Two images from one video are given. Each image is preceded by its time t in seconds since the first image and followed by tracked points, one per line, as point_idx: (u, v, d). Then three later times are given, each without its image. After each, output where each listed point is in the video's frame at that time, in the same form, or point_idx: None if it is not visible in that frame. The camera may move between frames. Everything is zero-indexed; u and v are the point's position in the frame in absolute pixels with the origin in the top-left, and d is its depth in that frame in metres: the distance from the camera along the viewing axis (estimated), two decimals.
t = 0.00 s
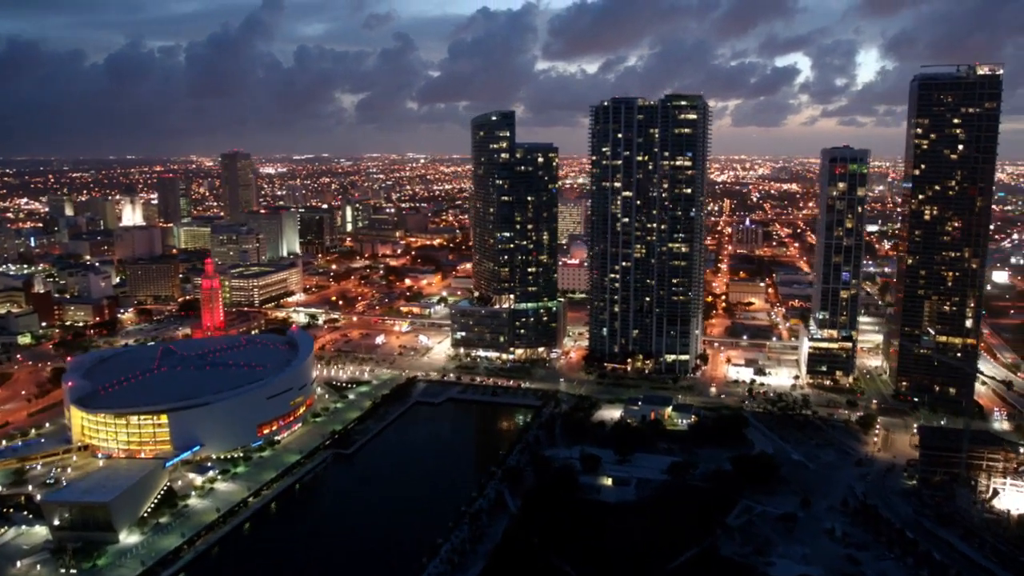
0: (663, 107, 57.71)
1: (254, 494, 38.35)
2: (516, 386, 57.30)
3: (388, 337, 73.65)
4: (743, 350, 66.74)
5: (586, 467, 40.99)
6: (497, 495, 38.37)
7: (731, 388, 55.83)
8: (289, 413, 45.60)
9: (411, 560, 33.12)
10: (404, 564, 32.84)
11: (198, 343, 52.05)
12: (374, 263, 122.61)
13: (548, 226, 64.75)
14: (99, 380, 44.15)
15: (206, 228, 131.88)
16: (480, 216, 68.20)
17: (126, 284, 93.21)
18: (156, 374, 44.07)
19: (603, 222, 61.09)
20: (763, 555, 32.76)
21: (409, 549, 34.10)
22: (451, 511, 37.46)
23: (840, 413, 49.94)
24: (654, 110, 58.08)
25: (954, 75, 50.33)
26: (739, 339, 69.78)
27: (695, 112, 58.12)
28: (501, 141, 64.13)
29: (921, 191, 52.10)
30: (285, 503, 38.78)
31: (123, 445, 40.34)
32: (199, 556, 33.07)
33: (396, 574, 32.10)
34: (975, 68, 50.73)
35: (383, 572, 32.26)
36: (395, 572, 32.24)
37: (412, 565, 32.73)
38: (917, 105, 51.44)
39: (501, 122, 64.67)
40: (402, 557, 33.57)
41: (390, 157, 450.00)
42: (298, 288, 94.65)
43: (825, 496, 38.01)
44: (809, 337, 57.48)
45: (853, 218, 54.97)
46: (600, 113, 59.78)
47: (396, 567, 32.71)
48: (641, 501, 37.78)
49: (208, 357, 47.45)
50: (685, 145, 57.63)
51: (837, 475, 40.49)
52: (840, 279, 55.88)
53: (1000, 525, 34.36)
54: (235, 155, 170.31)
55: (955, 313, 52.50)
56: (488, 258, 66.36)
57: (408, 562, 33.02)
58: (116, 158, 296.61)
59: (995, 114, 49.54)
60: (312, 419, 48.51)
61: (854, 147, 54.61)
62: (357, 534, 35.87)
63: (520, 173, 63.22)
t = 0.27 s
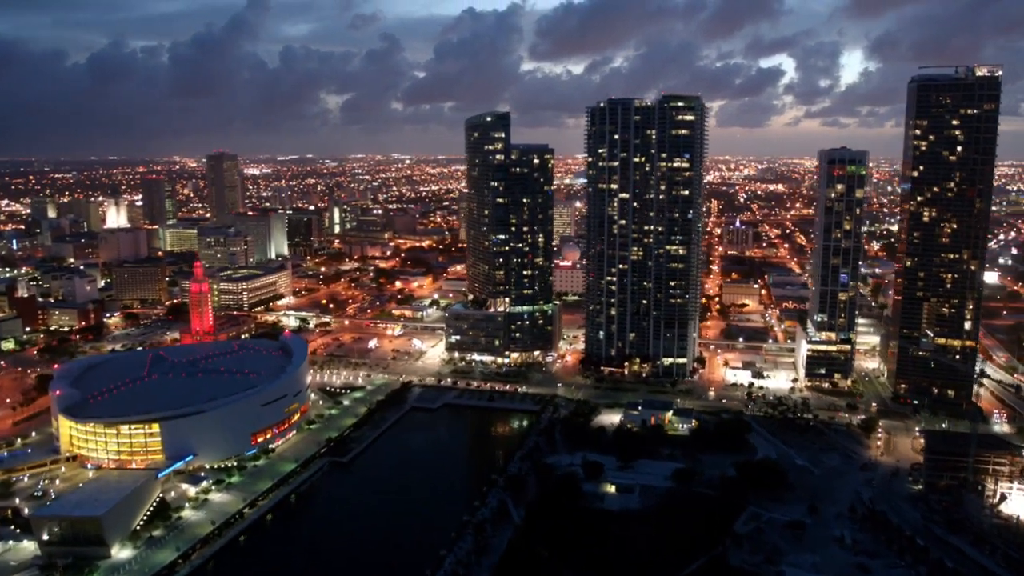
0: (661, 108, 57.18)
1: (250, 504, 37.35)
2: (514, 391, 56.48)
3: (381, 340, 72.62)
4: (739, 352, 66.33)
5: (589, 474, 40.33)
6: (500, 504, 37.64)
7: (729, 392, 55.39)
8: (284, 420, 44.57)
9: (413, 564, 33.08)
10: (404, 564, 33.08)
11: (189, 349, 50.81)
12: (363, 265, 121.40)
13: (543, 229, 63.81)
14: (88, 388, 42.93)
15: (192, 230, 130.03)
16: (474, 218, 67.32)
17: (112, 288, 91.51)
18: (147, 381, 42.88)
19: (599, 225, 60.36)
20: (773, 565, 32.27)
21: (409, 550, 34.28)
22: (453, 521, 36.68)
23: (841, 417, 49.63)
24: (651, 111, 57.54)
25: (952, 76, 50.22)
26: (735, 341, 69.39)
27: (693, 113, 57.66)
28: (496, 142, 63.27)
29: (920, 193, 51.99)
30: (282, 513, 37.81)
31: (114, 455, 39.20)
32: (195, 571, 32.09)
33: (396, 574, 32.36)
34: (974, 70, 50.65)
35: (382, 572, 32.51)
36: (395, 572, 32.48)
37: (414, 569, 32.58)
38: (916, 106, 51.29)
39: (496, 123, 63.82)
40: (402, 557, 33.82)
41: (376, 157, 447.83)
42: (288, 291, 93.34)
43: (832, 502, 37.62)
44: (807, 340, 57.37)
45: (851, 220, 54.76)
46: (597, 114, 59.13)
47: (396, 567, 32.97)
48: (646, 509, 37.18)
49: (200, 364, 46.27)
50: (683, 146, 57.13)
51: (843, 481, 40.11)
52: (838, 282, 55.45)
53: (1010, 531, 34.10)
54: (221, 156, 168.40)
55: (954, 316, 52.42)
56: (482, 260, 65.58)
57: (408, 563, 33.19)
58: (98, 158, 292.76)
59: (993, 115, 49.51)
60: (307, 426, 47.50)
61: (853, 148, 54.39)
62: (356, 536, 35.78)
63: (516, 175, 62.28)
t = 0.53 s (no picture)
0: (657, 109, 56.67)
1: (245, 516, 36.34)
2: (511, 396, 55.65)
3: (373, 344, 71.61)
4: (735, 355, 65.94)
5: (591, 481, 39.67)
6: (502, 513, 36.93)
7: (728, 396, 54.98)
8: (278, 428, 43.56)
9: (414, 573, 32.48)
10: (404, 564, 33.21)
11: (179, 355, 49.70)
12: (352, 268, 120.21)
13: (539, 231, 63.00)
14: (76, 396, 41.79)
15: (178, 233, 128.34)
16: (468, 220, 66.49)
17: (97, 292, 89.87)
18: (137, 389, 41.80)
19: (595, 227, 59.68)
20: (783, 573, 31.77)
21: (407, 551, 34.30)
22: (454, 531, 35.90)
23: (842, 421, 49.32)
24: (648, 112, 57.01)
25: (951, 78, 50.20)
26: (731, 344, 69.03)
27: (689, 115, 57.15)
28: (491, 143, 62.16)
29: (918, 195, 52.05)
30: (278, 524, 36.82)
31: (104, 465, 38.08)
32: None
33: None
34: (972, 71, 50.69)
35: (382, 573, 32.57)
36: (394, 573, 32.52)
37: (414, 570, 32.59)
38: (914, 108, 51.29)
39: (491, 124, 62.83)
40: (402, 557, 33.93)
41: (361, 159, 445.78)
42: (277, 294, 92.10)
43: (838, 508, 37.19)
44: (805, 343, 57.25)
45: (849, 222, 54.61)
46: (592, 115, 58.50)
47: (396, 567, 33.09)
48: (651, 516, 36.57)
49: (191, 371, 45.18)
50: (680, 148, 56.61)
51: (847, 486, 39.75)
52: (836, 284, 55.39)
53: (1019, 536, 33.83)
54: (206, 158, 166.72)
55: (952, 318, 52.37)
56: (476, 263, 64.78)
57: (408, 564, 33.26)
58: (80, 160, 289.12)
59: (992, 117, 49.55)
60: (301, 434, 46.50)
61: (851, 150, 54.27)
62: (355, 539, 35.66)
63: (511, 177, 61.46)
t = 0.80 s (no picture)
0: (654, 111, 55.97)
1: (241, 530, 35.20)
2: (508, 403, 54.42)
3: (364, 350, 70.42)
4: (731, 358, 65.50)
5: (594, 490, 38.89)
6: (506, 525, 36.11)
7: (726, 400, 54.50)
8: (272, 438, 42.40)
9: None
10: (405, 566, 33.26)
11: (168, 364, 48.35)
12: (339, 271, 118.79)
13: (533, 234, 62.10)
14: (62, 407, 40.40)
15: (160, 236, 126.13)
16: (460, 223, 65.51)
17: (79, 297, 87.91)
18: (126, 399, 40.46)
19: (591, 231, 58.93)
20: None
21: (408, 554, 34.32)
22: (458, 544, 35.00)
23: (842, 425, 49.00)
24: (644, 114, 56.38)
25: (948, 80, 50.17)
26: (726, 347, 68.66)
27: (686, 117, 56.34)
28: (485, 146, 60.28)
29: (916, 198, 51.96)
30: (275, 538, 35.71)
31: (93, 479, 36.77)
32: None
33: None
34: (969, 74, 50.71)
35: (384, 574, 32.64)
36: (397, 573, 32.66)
37: None
38: (912, 110, 51.21)
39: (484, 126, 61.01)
40: (402, 560, 33.95)
41: (344, 160, 442.84)
42: (263, 299, 90.61)
43: (846, 515, 36.74)
44: (802, 346, 56.97)
45: (846, 225, 54.39)
46: (588, 116, 57.79)
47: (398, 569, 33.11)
48: (658, 526, 35.90)
49: (181, 379, 43.89)
50: (677, 150, 55.99)
51: (853, 492, 39.37)
52: (834, 287, 55.15)
53: None
54: (189, 159, 164.49)
55: (950, 320, 52.32)
56: (469, 267, 63.55)
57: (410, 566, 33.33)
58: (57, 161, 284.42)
59: (989, 120, 49.59)
60: (295, 443, 45.34)
61: (848, 152, 54.10)
62: (353, 543, 35.43)
63: (505, 180, 60.14)
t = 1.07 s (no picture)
0: (652, 112, 55.52)
1: (238, 541, 34.23)
2: (505, 406, 53.85)
3: (357, 353, 69.46)
4: (727, 361, 65.16)
5: (597, 496, 38.26)
6: (510, 533, 35.42)
7: (725, 403, 54.11)
8: (267, 445, 41.44)
9: None
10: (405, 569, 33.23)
11: (158, 370, 47.24)
12: (328, 273, 117.58)
13: (529, 236, 61.34)
14: (50, 416, 39.25)
15: (145, 238, 124.37)
16: (455, 225, 64.75)
17: (64, 300, 86.30)
18: (116, 407, 39.38)
19: (587, 233, 58.31)
20: None
21: (408, 555, 34.38)
22: (461, 553, 34.24)
23: (843, 428, 48.75)
24: (642, 114, 55.92)
25: (946, 81, 50.20)
26: (722, 349, 68.36)
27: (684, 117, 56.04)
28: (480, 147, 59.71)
29: (914, 199, 51.96)
30: (273, 549, 34.75)
31: (84, 490, 35.68)
32: None
33: None
34: (967, 75, 50.76)
35: None
36: None
37: None
38: (911, 111, 51.21)
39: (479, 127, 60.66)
40: (402, 561, 34.02)
41: (329, 161, 440.28)
42: (253, 302, 89.39)
43: (852, 520, 36.39)
44: (800, 348, 56.76)
45: (845, 227, 54.26)
46: (584, 117, 57.27)
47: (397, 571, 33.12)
48: (664, 533, 35.31)
49: (173, 387, 42.82)
50: (675, 151, 55.62)
51: (858, 496, 39.06)
52: (832, 289, 55.02)
53: None
54: (174, 160, 162.67)
55: (949, 322, 52.35)
56: (463, 270, 62.72)
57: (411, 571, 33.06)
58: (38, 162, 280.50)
59: (987, 121, 49.65)
60: (290, 451, 44.37)
61: (846, 154, 54.01)
62: (353, 546, 35.23)
63: (501, 181, 59.50)
